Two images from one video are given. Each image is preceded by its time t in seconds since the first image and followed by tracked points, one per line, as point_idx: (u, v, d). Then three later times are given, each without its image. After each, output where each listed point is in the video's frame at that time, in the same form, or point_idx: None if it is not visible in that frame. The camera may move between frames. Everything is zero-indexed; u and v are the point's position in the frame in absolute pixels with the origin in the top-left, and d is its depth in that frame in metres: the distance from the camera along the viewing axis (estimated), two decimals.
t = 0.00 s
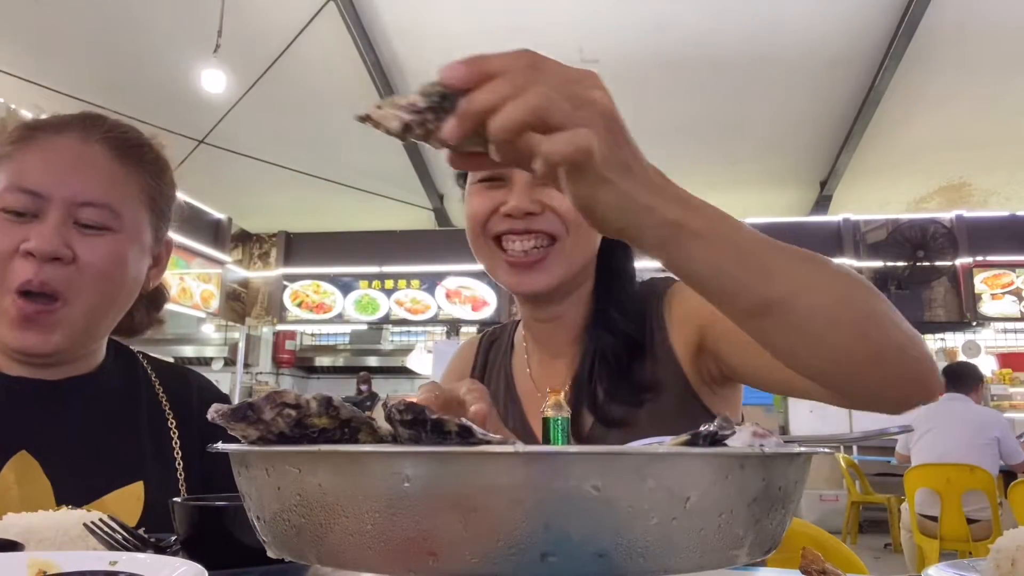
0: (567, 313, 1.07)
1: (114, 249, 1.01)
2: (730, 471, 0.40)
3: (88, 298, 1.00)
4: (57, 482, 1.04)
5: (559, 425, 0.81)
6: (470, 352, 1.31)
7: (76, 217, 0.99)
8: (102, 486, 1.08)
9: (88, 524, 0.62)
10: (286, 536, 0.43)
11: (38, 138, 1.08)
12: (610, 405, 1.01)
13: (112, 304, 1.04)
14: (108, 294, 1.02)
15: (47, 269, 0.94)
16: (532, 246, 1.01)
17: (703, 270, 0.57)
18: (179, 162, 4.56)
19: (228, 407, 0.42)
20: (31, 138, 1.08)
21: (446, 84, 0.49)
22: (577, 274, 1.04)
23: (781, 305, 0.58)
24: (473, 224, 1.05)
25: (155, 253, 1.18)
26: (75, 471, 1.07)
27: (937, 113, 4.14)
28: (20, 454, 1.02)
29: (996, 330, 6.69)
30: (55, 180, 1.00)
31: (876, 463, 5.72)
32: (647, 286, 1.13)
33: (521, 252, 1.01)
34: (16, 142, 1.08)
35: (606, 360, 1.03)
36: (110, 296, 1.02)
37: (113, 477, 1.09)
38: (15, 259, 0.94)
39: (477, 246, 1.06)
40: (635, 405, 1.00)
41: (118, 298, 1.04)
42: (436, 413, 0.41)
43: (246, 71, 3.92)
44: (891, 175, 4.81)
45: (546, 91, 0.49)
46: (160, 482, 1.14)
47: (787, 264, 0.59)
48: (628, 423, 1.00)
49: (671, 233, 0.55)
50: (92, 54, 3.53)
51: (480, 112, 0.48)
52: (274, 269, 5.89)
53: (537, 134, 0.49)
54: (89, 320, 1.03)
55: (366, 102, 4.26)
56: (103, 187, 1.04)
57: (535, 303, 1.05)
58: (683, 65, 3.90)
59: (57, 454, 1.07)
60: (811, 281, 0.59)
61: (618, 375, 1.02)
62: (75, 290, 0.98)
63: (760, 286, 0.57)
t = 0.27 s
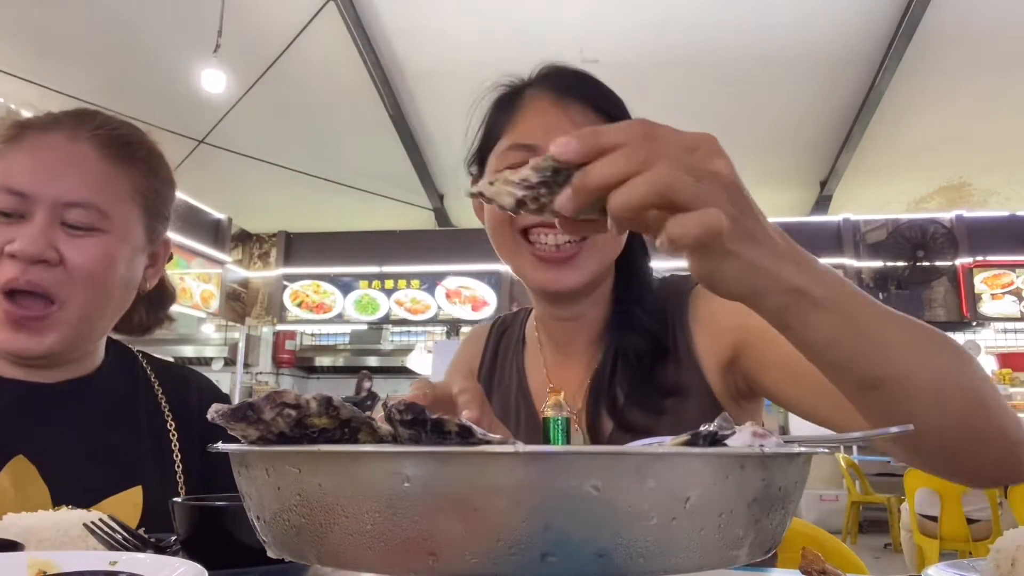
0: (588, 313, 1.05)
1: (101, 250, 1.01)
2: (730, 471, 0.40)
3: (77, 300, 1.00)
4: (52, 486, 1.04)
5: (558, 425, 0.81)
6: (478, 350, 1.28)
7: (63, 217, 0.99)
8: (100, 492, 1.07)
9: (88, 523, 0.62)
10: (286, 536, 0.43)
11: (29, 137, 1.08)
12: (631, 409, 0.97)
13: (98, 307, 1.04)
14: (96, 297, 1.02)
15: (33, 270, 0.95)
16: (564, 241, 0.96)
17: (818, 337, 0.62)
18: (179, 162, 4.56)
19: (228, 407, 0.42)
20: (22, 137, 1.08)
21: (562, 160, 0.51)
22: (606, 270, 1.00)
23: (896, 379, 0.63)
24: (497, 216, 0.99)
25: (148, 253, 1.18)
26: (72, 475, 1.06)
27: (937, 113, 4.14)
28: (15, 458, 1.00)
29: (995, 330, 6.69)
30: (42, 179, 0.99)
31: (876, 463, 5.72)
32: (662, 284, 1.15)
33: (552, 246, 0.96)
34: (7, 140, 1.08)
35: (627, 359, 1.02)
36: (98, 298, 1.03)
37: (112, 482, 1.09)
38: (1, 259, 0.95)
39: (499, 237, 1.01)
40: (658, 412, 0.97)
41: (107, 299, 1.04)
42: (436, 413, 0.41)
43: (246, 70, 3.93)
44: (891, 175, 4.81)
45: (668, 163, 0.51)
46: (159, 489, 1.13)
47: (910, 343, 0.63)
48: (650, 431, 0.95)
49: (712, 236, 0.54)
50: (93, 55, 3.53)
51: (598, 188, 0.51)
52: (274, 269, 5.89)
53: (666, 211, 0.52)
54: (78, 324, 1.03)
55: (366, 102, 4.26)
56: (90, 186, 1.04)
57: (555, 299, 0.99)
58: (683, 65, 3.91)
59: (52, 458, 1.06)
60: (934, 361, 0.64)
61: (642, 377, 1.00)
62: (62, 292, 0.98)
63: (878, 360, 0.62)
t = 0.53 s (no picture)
0: (597, 314, 1.03)
1: (103, 244, 1.02)
2: (731, 471, 0.40)
3: (81, 295, 1.01)
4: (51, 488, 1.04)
5: (558, 426, 0.82)
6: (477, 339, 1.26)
7: (65, 212, 1.00)
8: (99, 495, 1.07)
9: (88, 524, 0.62)
10: (287, 536, 0.43)
11: (30, 134, 1.09)
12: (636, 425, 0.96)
13: (102, 300, 1.04)
14: (99, 292, 1.03)
15: (36, 263, 0.96)
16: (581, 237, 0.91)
17: (883, 338, 0.57)
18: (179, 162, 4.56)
19: (228, 407, 0.42)
20: (23, 134, 1.09)
21: (600, 176, 0.57)
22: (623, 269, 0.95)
23: (957, 390, 0.60)
24: (508, 209, 0.94)
25: (150, 249, 1.18)
26: (70, 478, 1.06)
27: (936, 114, 4.15)
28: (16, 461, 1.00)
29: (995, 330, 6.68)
30: (43, 175, 1.00)
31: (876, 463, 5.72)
32: (675, 287, 1.12)
33: (569, 242, 0.90)
34: (7, 138, 1.09)
35: (634, 373, 1.00)
36: (102, 293, 1.03)
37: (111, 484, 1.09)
38: (4, 252, 0.96)
39: (508, 231, 0.95)
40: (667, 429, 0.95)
41: (111, 295, 1.05)
42: (437, 414, 0.41)
43: (246, 70, 3.93)
44: (891, 175, 4.81)
45: (690, 170, 0.53)
46: (159, 491, 1.13)
47: (974, 355, 0.60)
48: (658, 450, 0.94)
49: (739, 241, 0.52)
50: (92, 55, 3.53)
51: (630, 201, 0.55)
52: (274, 269, 5.89)
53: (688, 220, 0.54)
54: (83, 319, 1.04)
55: (366, 102, 4.26)
56: (91, 180, 1.04)
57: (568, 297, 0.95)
58: (683, 66, 3.91)
59: (50, 460, 1.06)
60: (996, 379, 0.61)
61: (648, 395, 0.98)
62: (65, 286, 0.99)
63: (941, 368, 0.59)
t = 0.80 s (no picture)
0: (605, 318, 1.00)
1: (107, 244, 1.02)
2: (730, 471, 0.40)
3: (85, 295, 1.01)
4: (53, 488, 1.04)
5: (558, 426, 0.82)
6: (477, 328, 1.26)
7: (67, 213, 1.00)
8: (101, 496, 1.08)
9: (88, 524, 0.62)
10: (287, 536, 0.43)
11: (32, 134, 1.09)
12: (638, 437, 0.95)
13: (106, 300, 1.04)
14: (103, 293, 1.03)
15: (39, 263, 0.97)
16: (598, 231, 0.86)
17: (887, 325, 0.58)
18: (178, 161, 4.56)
19: (228, 407, 0.42)
20: (25, 134, 1.09)
21: (606, 187, 0.61)
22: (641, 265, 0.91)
23: (968, 376, 0.59)
24: (517, 202, 0.90)
25: (152, 249, 1.17)
26: (71, 480, 1.07)
27: (936, 114, 4.15)
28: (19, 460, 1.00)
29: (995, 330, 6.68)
30: (45, 175, 1.00)
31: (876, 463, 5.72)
32: (686, 287, 1.09)
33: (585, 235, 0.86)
34: (9, 138, 1.09)
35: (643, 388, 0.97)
36: (105, 293, 1.03)
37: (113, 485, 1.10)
38: (8, 253, 0.97)
39: (519, 226, 0.91)
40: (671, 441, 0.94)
41: (115, 295, 1.05)
42: (437, 414, 0.41)
43: (246, 70, 3.92)
44: (890, 175, 4.81)
45: (676, 177, 0.55)
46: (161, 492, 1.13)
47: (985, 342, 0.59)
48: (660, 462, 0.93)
49: (721, 237, 0.53)
50: (92, 55, 3.53)
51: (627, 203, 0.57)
52: (274, 269, 5.90)
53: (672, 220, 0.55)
54: (87, 320, 1.04)
55: (366, 102, 4.26)
56: (93, 179, 1.04)
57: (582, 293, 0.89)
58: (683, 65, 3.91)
59: (50, 462, 1.06)
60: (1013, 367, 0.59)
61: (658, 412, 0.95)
62: (69, 286, 0.99)
63: (945, 353, 0.58)
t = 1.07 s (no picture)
0: (610, 324, 0.98)
1: (117, 244, 1.02)
2: (730, 472, 0.40)
3: (94, 295, 1.01)
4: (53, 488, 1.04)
5: (558, 426, 0.82)
6: (479, 327, 1.26)
7: (77, 212, 1.00)
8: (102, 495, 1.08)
9: (88, 524, 0.62)
10: (287, 536, 0.43)
11: (36, 134, 1.09)
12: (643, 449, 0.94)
13: (116, 298, 1.04)
14: (113, 292, 1.03)
15: (50, 263, 0.96)
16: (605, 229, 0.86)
17: (846, 335, 0.64)
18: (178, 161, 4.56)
19: (228, 407, 0.42)
20: (30, 133, 1.08)
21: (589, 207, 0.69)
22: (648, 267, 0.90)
23: (932, 385, 0.63)
24: (523, 198, 0.90)
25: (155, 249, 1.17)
26: (71, 479, 1.07)
27: (936, 114, 4.15)
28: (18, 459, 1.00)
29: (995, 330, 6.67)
30: (55, 174, 1.00)
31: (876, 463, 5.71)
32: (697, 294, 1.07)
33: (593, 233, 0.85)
34: (13, 137, 1.09)
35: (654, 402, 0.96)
36: (115, 292, 1.03)
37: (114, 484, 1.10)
38: (18, 252, 0.97)
39: (525, 223, 0.91)
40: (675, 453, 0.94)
41: (124, 295, 1.05)
42: (438, 414, 0.41)
43: (246, 70, 3.92)
44: (890, 176, 4.81)
45: (641, 195, 0.64)
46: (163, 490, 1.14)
47: (946, 348, 0.63)
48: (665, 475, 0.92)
49: (678, 249, 0.62)
50: (91, 55, 3.53)
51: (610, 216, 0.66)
52: (274, 269, 5.90)
53: (635, 233, 0.64)
54: (95, 320, 1.04)
55: (366, 102, 4.26)
56: (102, 179, 1.04)
57: (587, 297, 0.89)
58: (682, 65, 3.91)
59: (50, 461, 1.07)
60: (973, 372, 0.63)
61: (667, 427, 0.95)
62: (79, 285, 0.99)
63: (909, 362, 0.62)
